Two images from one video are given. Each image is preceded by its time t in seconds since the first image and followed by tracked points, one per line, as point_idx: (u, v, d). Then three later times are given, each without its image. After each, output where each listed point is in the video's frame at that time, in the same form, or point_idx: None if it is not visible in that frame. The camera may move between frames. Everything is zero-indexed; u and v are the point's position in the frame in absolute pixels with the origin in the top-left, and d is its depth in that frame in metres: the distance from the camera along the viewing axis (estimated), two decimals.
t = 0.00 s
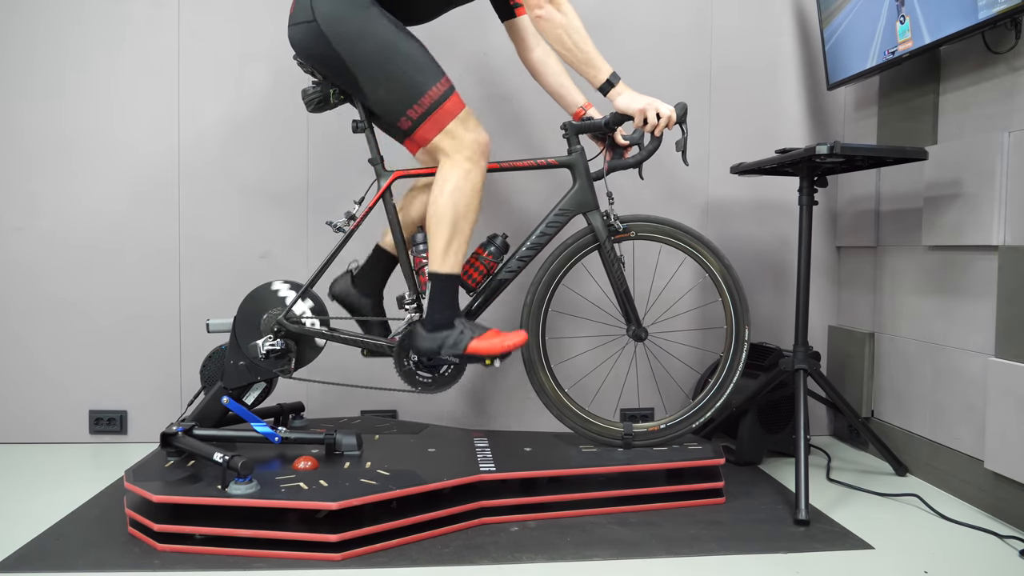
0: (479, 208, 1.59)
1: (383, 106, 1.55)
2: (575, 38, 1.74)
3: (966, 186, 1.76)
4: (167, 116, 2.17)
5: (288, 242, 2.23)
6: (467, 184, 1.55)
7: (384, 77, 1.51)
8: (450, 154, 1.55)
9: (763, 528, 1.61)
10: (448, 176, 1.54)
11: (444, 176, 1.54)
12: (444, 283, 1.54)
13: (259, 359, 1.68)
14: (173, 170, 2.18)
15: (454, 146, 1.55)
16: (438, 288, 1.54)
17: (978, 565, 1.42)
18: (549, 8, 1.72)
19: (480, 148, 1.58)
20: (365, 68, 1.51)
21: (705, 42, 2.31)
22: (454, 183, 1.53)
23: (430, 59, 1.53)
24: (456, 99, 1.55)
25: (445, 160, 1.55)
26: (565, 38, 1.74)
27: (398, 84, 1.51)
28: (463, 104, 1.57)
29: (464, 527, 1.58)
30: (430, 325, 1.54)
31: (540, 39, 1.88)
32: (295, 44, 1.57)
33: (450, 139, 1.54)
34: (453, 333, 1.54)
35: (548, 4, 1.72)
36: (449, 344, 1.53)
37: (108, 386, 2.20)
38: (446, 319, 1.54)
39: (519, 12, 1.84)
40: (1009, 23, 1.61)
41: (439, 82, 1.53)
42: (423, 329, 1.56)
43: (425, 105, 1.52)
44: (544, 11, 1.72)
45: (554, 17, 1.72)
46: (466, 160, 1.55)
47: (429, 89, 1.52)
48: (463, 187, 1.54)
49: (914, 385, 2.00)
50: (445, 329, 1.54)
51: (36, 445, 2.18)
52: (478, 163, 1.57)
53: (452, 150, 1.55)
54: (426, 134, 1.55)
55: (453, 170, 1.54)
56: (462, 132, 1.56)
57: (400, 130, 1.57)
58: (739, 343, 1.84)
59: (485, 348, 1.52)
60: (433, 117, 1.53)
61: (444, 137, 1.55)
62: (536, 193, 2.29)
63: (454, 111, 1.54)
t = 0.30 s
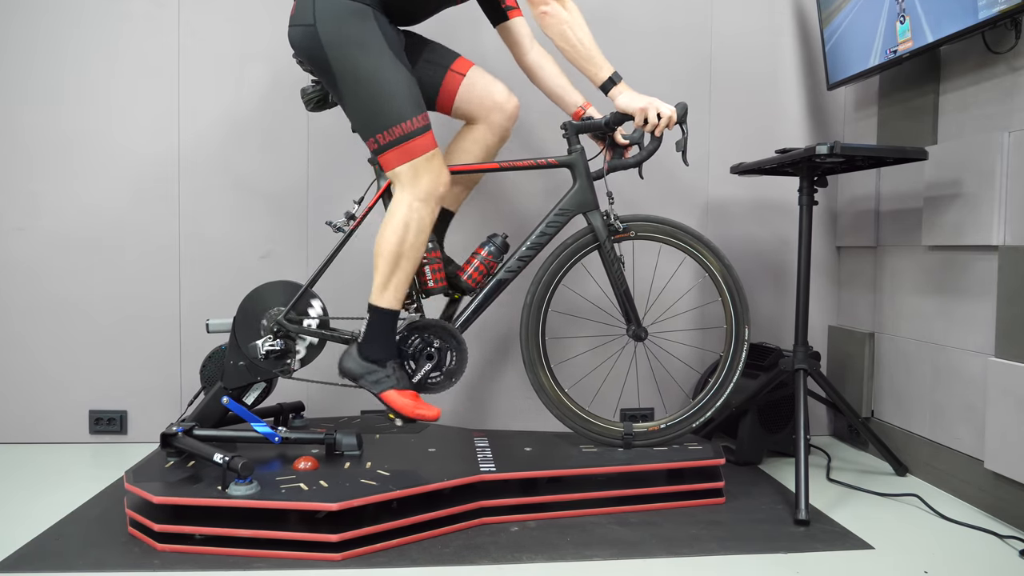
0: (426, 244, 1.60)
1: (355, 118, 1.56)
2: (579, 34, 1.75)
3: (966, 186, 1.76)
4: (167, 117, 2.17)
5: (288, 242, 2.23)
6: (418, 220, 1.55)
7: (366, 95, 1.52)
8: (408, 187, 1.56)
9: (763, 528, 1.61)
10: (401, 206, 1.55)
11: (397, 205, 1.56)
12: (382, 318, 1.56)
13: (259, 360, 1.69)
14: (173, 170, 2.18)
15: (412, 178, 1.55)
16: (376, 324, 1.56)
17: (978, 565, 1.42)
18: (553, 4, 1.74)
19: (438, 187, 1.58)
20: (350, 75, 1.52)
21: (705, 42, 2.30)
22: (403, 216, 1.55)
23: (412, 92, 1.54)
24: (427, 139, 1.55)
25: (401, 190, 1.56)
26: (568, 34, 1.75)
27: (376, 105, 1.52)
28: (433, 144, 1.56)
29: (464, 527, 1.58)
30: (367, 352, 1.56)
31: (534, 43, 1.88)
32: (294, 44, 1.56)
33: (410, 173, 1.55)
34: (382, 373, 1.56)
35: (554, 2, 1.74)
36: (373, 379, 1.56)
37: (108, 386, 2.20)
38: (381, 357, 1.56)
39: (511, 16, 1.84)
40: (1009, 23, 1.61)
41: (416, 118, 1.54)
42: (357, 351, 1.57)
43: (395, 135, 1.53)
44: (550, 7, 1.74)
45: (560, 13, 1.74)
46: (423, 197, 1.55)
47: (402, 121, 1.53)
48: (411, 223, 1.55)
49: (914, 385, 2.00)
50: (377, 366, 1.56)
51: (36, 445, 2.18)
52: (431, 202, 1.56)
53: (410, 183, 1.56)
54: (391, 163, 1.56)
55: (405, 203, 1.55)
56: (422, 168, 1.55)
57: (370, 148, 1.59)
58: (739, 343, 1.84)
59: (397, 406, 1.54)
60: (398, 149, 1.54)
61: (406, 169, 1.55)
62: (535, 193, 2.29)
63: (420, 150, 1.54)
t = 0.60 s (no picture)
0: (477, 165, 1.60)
1: (398, 91, 1.55)
2: (583, 33, 1.74)
3: (966, 186, 1.76)
4: (167, 117, 2.17)
5: (288, 242, 2.23)
6: (476, 140, 1.55)
7: (397, 64, 1.51)
8: (476, 113, 1.56)
9: (763, 528, 1.61)
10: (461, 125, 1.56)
11: (458, 124, 1.56)
12: (401, 204, 1.53)
13: (260, 360, 1.68)
14: (173, 171, 2.18)
15: (482, 105, 1.55)
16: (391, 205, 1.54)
17: (978, 565, 1.42)
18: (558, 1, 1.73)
19: (505, 115, 1.58)
20: (376, 57, 1.51)
21: (705, 42, 2.30)
22: (462, 136, 1.54)
23: (438, 36, 1.53)
24: (477, 68, 1.55)
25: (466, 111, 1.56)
26: (573, 32, 1.74)
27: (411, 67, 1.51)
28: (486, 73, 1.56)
29: (464, 527, 1.58)
30: (373, 231, 1.54)
31: (538, 39, 1.88)
32: (296, 41, 1.58)
33: (480, 100, 1.55)
34: (383, 253, 1.54)
35: None
36: (374, 258, 1.54)
37: (108, 386, 2.20)
38: (383, 236, 1.54)
39: (515, 12, 1.84)
40: (1009, 23, 1.61)
41: (454, 54, 1.52)
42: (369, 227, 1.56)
43: (447, 78, 1.51)
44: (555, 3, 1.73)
45: (564, 11, 1.73)
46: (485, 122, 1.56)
47: (445, 64, 1.51)
48: (467, 144, 1.55)
49: (914, 385, 2.00)
50: (378, 245, 1.54)
51: (36, 445, 2.18)
52: (495, 133, 1.57)
53: (478, 109, 1.56)
54: (451, 106, 1.55)
55: (469, 122, 1.55)
56: (493, 99, 1.56)
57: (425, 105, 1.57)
58: (740, 343, 1.84)
59: (391, 287, 1.53)
60: (456, 89, 1.53)
61: (474, 99, 1.55)
62: (536, 193, 2.29)
63: (476, 79, 1.54)
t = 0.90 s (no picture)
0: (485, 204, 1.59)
1: (383, 100, 1.55)
2: (577, 39, 1.74)
3: (966, 186, 1.76)
4: (167, 117, 2.17)
5: (289, 242, 2.23)
6: (474, 179, 1.55)
7: (389, 74, 1.52)
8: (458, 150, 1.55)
9: (763, 528, 1.61)
10: (455, 170, 1.54)
11: (451, 171, 1.54)
12: (446, 281, 1.53)
13: (260, 360, 1.69)
14: (173, 170, 2.18)
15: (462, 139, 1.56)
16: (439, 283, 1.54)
17: (978, 565, 1.42)
18: (551, 8, 1.72)
19: (487, 142, 1.58)
20: (367, 63, 1.51)
21: (705, 42, 2.31)
22: (461, 181, 1.54)
23: (433, 58, 1.54)
24: (462, 95, 1.55)
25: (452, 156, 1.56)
26: (566, 38, 1.74)
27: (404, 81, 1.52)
28: (468, 100, 1.57)
29: (464, 527, 1.58)
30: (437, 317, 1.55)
31: (540, 39, 1.89)
32: (295, 42, 1.58)
33: (458, 134, 1.55)
34: (456, 328, 1.54)
35: (551, 5, 1.72)
36: (452, 339, 1.54)
37: (107, 386, 2.20)
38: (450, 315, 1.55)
39: (518, 12, 1.84)
40: (1009, 23, 1.61)
41: (444, 79, 1.53)
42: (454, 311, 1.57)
43: (432, 101, 1.52)
44: (546, 11, 1.71)
45: (557, 17, 1.72)
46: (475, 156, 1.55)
47: (433, 87, 1.52)
48: (468, 182, 1.54)
49: (914, 385, 2.00)
50: (450, 324, 1.55)
51: (36, 445, 2.18)
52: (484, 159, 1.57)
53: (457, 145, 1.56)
54: (434, 131, 1.55)
55: (458, 163, 1.55)
56: (466, 128, 1.56)
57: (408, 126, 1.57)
58: (740, 343, 1.84)
59: (485, 343, 1.52)
60: (440, 114, 1.53)
61: (450, 132, 1.55)
62: (536, 194, 2.29)
63: (459, 107, 1.55)
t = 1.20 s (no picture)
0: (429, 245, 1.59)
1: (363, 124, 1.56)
2: (582, 34, 1.74)
3: (966, 186, 1.77)
4: (167, 116, 2.17)
5: (289, 242, 2.23)
6: (421, 220, 1.55)
7: (368, 90, 1.51)
8: (413, 188, 1.55)
9: (763, 528, 1.61)
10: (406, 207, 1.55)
11: (402, 207, 1.55)
12: (384, 319, 1.55)
13: (261, 360, 1.69)
14: (173, 170, 2.18)
15: (419, 180, 1.55)
16: (378, 324, 1.55)
17: (978, 565, 1.42)
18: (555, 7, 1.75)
19: (443, 187, 1.57)
20: (353, 86, 1.52)
21: (705, 42, 2.31)
22: (408, 219, 1.54)
23: (416, 92, 1.53)
24: (433, 138, 1.54)
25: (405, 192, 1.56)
26: (571, 34, 1.75)
27: (381, 102, 1.51)
28: (439, 143, 1.56)
29: (464, 527, 1.58)
30: (375, 351, 1.55)
31: (533, 43, 1.88)
32: (294, 44, 1.57)
33: (416, 173, 1.54)
34: (386, 372, 1.55)
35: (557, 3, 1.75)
36: (377, 378, 1.55)
37: (108, 386, 2.20)
38: (385, 356, 1.55)
39: (510, 17, 1.85)
40: (1009, 23, 1.61)
41: (419, 118, 1.53)
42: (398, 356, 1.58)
43: (400, 133, 1.52)
44: (551, 7, 1.74)
45: (562, 14, 1.74)
46: (427, 198, 1.55)
47: (405, 122, 1.52)
48: (416, 224, 1.54)
49: (914, 385, 2.00)
50: (381, 364, 1.55)
51: (36, 445, 2.19)
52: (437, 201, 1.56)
53: (415, 183, 1.55)
54: (396, 162, 1.55)
55: (412, 202, 1.54)
56: (427, 168, 1.55)
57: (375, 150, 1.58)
58: (740, 343, 1.84)
59: (400, 404, 1.52)
60: (405, 148, 1.53)
61: (411, 170, 1.55)
62: (537, 194, 2.29)
63: (425, 150, 1.54)
